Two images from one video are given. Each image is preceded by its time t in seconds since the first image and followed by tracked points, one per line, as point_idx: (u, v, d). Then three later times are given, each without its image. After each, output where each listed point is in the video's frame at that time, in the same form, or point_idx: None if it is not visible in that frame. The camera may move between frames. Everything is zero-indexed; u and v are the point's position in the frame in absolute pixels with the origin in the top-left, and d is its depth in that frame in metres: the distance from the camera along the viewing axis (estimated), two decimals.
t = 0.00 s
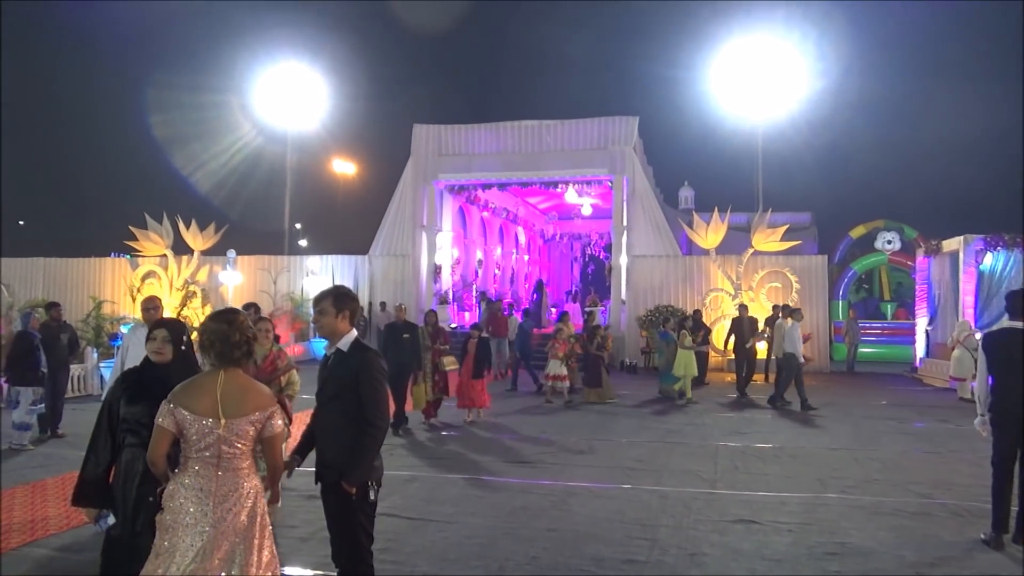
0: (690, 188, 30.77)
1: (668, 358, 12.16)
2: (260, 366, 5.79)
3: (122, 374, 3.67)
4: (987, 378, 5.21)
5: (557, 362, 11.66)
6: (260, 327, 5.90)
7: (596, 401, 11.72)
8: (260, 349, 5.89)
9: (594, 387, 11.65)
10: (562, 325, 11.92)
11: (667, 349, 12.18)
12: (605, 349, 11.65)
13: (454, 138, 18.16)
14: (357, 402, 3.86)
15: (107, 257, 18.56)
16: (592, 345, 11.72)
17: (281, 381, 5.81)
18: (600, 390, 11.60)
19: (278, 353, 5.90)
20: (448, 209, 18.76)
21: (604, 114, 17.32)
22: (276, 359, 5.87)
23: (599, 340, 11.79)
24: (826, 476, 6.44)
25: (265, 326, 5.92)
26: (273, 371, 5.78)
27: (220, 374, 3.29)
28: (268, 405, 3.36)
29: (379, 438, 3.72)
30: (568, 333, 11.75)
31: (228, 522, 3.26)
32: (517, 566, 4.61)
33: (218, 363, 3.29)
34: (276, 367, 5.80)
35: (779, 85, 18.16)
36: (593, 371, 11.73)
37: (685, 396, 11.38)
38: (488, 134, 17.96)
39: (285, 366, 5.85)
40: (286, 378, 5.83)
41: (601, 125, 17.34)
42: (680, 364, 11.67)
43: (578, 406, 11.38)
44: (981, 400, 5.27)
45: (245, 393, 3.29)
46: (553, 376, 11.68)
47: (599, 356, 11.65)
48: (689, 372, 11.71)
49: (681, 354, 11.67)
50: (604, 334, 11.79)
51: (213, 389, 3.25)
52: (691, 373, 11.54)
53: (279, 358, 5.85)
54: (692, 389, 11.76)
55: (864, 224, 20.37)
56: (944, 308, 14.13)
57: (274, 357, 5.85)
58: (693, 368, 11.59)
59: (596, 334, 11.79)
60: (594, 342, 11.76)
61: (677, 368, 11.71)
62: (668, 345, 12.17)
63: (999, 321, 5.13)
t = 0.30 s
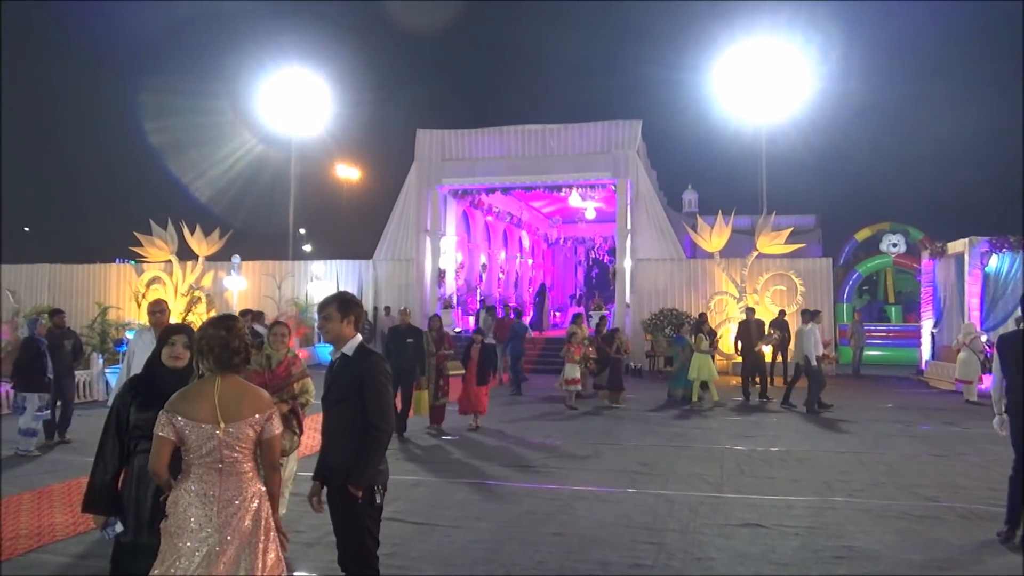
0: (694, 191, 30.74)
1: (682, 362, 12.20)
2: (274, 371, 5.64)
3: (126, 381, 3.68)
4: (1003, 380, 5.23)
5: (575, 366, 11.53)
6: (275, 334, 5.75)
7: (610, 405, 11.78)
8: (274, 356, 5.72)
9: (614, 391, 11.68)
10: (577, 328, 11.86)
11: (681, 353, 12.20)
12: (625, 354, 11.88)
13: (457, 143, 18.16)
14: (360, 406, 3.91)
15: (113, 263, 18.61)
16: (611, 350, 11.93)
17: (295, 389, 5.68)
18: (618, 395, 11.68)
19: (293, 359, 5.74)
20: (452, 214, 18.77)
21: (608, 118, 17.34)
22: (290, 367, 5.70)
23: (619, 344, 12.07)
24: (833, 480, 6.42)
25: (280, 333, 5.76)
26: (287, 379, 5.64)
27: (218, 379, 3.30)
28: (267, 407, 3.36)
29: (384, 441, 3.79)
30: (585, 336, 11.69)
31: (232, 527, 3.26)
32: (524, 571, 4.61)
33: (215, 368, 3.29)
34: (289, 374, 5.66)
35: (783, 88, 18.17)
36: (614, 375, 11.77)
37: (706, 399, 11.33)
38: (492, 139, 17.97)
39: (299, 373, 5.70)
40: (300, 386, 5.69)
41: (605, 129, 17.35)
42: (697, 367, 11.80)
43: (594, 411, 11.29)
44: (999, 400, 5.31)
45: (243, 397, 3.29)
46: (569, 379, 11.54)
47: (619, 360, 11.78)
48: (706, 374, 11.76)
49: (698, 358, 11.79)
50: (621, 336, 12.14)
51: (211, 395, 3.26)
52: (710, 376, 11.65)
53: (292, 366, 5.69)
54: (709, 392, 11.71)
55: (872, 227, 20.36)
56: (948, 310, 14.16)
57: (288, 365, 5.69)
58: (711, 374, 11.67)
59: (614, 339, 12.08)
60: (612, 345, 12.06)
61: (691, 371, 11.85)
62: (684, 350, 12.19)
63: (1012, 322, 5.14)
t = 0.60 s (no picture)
0: (699, 192, 30.59)
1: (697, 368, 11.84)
2: (273, 379, 5.44)
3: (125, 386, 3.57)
4: None
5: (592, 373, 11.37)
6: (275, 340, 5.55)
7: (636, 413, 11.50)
8: (273, 363, 5.53)
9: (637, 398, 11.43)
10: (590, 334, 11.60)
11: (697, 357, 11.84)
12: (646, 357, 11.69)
13: (457, 142, 18.01)
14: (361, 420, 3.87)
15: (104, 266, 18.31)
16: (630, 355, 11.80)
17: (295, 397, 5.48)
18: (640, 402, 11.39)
19: (292, 366, 5.54)
20: (452, 216, 18.60)
21: (611, 117, 17.16)
22: (289, 374, 5.48)
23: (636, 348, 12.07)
24: (845, 488, 6.24)
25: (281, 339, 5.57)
26: (285, 387, 5.43)
27: (210, 382, 3.16)
28: (260, 413, 3.21)
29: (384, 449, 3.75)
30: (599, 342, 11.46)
31: (223, 537, 3.11)
32: None
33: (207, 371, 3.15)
34: (288, 380, 5.46)
35: (790, 87, 18.04)
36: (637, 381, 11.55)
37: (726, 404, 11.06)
38: (492, 138, 17.81)
39: (299, 381, 5.49)
40: (299, 395, 5.49)
41: (608, 129, 17.18)
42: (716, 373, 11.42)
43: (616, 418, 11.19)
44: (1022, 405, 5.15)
45: (236, 401, 3.14)
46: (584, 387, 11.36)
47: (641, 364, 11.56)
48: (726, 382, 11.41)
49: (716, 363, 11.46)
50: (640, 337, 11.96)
51: (202, 399, 3.12)
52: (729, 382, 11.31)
53: (291, 373, 5.48)
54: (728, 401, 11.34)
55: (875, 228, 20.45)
56: (963, 313, 13.91)
57: (286, 372, 5.50)
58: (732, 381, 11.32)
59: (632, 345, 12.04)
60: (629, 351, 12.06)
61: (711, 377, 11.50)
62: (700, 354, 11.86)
63: None
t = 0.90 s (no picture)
0: (711, 187, 30.09)
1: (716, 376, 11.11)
2: (251, 392, 5.05)
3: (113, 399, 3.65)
4: None
5: (611, 382, 10.79)
6: (251, 350, 5.10)
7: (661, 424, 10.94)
8: (249, 375, 5.10)
9: (661, 409, 10.91)
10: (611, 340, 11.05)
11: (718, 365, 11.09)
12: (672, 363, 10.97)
13: (453, 134, 17.68)
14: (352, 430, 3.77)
15: (74, 268, 18.10)
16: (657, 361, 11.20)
17: (278, 410, 5.02)
18: (668, 413, 10.88)
19: (272, 377, 5.14)
20: (446, 213, 18.20)
21: (621, 107, 16.78)
22: (268, 386, 5.08)
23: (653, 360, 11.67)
24: (869, 503, 5.83)
25: (256, 350, 5.11)
26: (265, 400, 5.01)
27: (186, 393, 3.12)
28: (238, 427, 3.16)
29: (373, 461, 3.59)
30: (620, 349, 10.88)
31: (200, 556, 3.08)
32: None
33: (182, 383, 3.12)
34: (268, 393, 5.07)
35: (807, 76, 17.66)
36: (662, 390, 10.92)
37: (757, 416, 10.61)
38: (492, 129, 17.47)
39: (279, 393, 5.07)
40: (282, 406, 5.04)
41: (613, 119, 16.82)
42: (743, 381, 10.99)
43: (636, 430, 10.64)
44: None
45: (210, 414, 3.09)
46: (605, 396, 10.70)
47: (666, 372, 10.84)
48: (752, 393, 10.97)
49: (744, 371, 10.99)
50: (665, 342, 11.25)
51: (176, 411, 3.09)
52: (757, 393, 10.89)
53: (271, 385, 5.08)
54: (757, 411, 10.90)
55: (906, 223, 20.15)
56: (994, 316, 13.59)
57: (266, 384, 5.10)
58: (758, 392, 10.93)
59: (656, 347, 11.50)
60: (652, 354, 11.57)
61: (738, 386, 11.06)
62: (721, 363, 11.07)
63: None
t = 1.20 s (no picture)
0: (724, 181, 29.30)
1: (743, 384, 10.63)
2: (222, 403, 4.68)
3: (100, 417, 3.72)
4: None
5: (637, 393, 10.36)
6: (219, 357, 4.83)
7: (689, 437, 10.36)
8: (219, 384, 4.79)
9: (689, 420, 10.39)
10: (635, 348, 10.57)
11: (744, 371, 10.61)
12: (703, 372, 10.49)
13: (448, 126, 17.22)
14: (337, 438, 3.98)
15: (40, 270, 18.08)
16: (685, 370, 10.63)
17: (254, 420, 4.69)
18: (696, 425, 10.33)
19: (244, 386, 4.81)
20: (439, 209, 17.82)
21: (625, 97, 16.36)
22: (241, 395, 4.74)
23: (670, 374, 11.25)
24: (895, 520, 5.42)
25: (223, 357, 4.84)
26: (239, 411, 4.65)
27: (165, 405, 3.12)
28: (217, 443, 3.12)
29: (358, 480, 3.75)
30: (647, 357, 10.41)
31: None
32: None
33: (161, 394, 3.12)
34: (241, 403, 4.71)
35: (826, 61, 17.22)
36: (692, 402, 10.48)
37: (791, 428, 10.10)
38: (490, 121, 17.05)
39: (253, 401, 4.73)
40: (257, 416, 4.73)
41: (617, 108, 16.40)
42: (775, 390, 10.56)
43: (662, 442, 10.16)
44: None
45: (188, 428, 3.09)
46: (627, 408, 10.34)
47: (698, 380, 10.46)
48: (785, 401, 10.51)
49: (778, 380, 10.60)
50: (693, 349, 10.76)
51: (152, 424, 3.08)
52: (791, 403, 10.46)
53: (243, 395, 4.74)
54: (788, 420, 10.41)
55: (937, 219, 19.66)
56: None
57: (239, 393, 4.76)
58: (794, 401, 10.49)
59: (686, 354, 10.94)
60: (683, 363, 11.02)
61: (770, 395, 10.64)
62: (747, 368, 10.57)
63: None
